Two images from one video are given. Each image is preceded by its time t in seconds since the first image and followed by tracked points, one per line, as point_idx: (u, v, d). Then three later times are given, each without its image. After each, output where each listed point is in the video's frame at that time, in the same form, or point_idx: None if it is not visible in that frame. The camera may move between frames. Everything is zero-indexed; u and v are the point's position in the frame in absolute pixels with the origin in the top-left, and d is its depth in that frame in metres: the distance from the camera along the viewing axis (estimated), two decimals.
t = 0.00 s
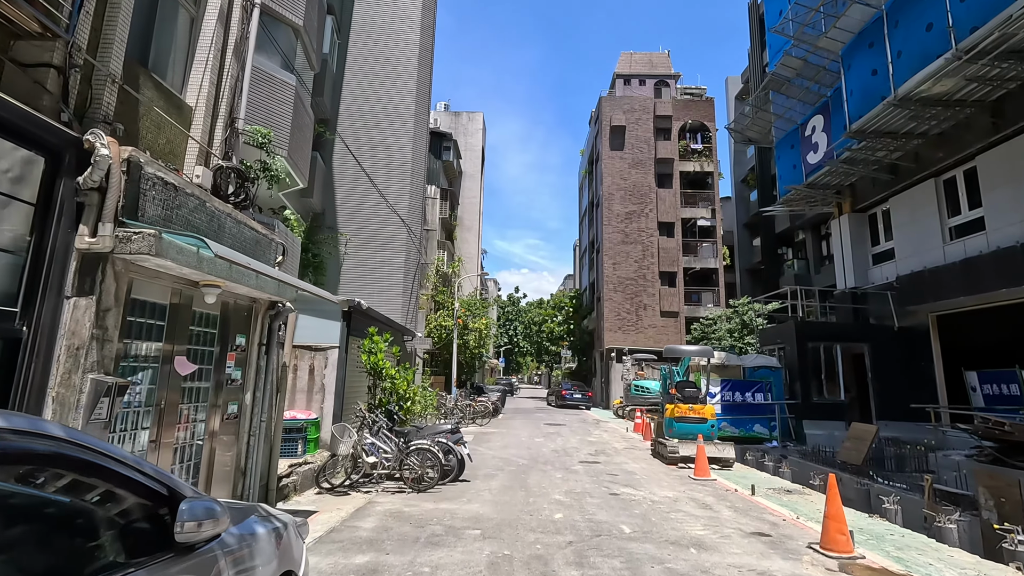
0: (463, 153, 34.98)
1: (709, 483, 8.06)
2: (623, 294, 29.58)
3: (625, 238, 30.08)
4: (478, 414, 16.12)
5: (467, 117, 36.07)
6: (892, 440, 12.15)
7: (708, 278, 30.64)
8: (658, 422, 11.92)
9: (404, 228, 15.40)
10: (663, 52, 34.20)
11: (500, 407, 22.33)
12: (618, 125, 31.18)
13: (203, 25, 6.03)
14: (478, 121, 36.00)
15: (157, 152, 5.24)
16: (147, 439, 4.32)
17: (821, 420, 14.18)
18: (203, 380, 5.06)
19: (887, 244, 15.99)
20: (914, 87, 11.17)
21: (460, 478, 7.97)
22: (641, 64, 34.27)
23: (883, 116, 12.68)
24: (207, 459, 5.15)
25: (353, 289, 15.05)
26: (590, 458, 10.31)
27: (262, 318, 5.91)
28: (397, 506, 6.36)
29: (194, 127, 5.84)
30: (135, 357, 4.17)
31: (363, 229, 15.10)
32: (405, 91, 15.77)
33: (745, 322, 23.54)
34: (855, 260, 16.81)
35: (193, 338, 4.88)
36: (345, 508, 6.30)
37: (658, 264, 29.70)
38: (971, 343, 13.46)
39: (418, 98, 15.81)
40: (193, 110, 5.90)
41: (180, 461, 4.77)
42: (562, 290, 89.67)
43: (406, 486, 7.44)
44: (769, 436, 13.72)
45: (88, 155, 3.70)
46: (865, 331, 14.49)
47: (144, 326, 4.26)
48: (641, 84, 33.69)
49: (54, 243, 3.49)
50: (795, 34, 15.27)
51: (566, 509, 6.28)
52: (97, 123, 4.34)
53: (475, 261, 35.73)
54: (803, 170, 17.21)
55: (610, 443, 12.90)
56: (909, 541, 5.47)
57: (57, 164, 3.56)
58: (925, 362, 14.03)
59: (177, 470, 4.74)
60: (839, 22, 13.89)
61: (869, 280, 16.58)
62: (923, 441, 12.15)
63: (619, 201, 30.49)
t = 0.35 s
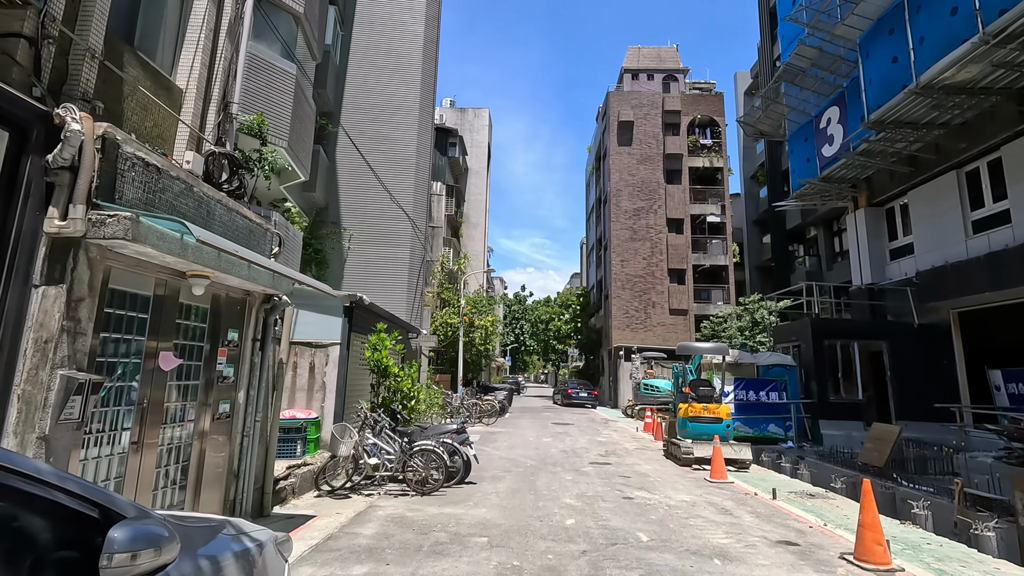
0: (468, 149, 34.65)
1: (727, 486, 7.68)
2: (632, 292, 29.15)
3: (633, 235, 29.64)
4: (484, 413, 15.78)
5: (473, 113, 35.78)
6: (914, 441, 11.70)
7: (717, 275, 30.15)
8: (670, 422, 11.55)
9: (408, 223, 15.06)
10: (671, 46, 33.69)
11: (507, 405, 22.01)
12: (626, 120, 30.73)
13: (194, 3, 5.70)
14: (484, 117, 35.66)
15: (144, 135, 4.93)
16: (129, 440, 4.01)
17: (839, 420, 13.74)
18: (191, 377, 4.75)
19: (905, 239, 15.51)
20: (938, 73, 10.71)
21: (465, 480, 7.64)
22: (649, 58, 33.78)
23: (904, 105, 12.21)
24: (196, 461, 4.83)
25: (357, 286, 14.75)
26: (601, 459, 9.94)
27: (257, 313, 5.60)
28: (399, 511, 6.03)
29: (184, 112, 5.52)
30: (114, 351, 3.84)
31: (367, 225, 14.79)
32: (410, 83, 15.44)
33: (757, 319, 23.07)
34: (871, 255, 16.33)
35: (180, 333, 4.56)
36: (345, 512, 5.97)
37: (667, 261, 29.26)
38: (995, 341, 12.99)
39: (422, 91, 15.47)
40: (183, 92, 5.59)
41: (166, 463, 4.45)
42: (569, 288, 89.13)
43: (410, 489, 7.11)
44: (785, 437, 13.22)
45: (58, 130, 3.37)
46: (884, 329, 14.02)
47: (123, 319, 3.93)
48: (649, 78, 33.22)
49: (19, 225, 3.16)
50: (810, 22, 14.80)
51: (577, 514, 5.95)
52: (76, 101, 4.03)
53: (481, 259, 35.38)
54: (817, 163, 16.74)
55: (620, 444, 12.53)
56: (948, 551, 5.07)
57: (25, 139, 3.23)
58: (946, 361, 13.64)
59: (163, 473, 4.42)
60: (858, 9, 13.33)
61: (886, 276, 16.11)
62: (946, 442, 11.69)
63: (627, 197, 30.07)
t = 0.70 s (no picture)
0: (470, 148, 34.36)
1: (740, 495, 7.30)
2: (635, 292, 28.79)
3: (637, 234, 29.29)
4: (486, 415, 15.47)
5: (475, 112, 35.51)
6: (931, 445, 11.29)
7: (722, 275, 29.74)
8: (677, 425, 11.18)
9: (407, 220, 14.70)
10: (675, 42, 33.32)
11: (509, 407, 21.67)
12: (629, 118, 30.38)
13: None
14: (486, 115, 35.38)
15: (119, 119, 4.58)
16: (94, 448, 3.65)
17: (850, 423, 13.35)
18: (167, 379, 4.39)
19: (917, 237, 15.10)
20: (956, 64, 10.33)
21: (464, 487, 7.29)
22: (653, 55, 33.43)
23: (919, 98, 11.83)
24: (173, 468, 4.46)
25: (355, 285, 14.38)
26: (606, 465, 9.58)
27: (241, 311, 5.24)
28: (395, 522, 5.66)
29: (165, 97, 5.17)
30: (76, 351, 3.48)
31: (366, 222, 14.44)
32: (410, 77, 15.08)
33: (763, 320, 22.66)
34: (882, 254, 15.93)
35: (153, 331, 4.20)
36: (336, 523, 5.60)
37: (671, 260, 28.89)
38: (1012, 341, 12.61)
39: (422, 86, 15.14)
40: (164, 74, 5.23)
41: (138, 473, 4.09)
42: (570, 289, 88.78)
43: (407, 497, 6.75)
44: (795, 440, 12.89)
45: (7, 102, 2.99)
46: (897, 329, 13.63)
47: (87, 315, 3.57)
48: (653, 76, 32.86)
49: None
50: (820, 15, 14.43)
51: (584, 526, 5.60)
52: (39, 76, 3.67)
53: (483, 258, 35.05)
54: (827, 160, 16.35)
55: (626, 447, 12.16)
56: (986, 570, 4.70)
57: None
58: (960, 362, 13.24)
59: (134, 483, 4.06)
60: (868, 1, 12.82)
61: (897, 275, 15.71)
62: (965, 446, 11.28)
63: (631, 196, 29.71)
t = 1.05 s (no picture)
0: (472, 149, 34.08)
1: (758, 503, 6.92)
2: (639, 294, 28.41)
3: (641, 235, 28.95)
4: (488, 419, 15.10)
5: (477, 112, 35.22)
6: (951, 451, 10.88)
7: (727, 277, 29.36)
8: (687, 430, 10.80)
9: (408, 218, 14.37)
10: (679, 43, 33.04)
11: (511, 411, 21.28)
12: (633, 119, 30.05)
13: None
14: (488, 116, 35.12)
15: (95, 98, 4.25)
16: (57, 454, 3.30)
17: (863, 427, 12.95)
18: (143, 379, 4.04)
19: (931, 237, 14.72)
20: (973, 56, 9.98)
21: (466, 494, 6.91)
22: (656, 55, 33.15)
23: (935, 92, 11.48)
24: (151, 476, 4.11)
25: (354, 285, 14.04)
26: (614, 471, 9.20)
27: (228, 306, 4.90)
28: (393, 533, 5.29)
29: (146, 77, 4.84)
30: (36, 346, 3.14)
31: (365, 220, 14.12)
32: (411, 74, 14.78)
33: (770, 322, 22.27)
34: (894, 254, 15.55)
35: (128, 325, 3.86)
36: (329, 534, 5.23)
37: (675, 262, 28.51)
38: None
39: (423, 82, 14.83)
40: (146, 54, 4.91)
41: (110, 480, 3.73)
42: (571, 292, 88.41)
43: (406, 506, 6.38)
44: (807, 445, 12.49)
45: None
46: (911, 331, 13.24)
47: (50, 306, 3.22)
48: (656, 76, 32.56)
49: None
50: (831, 9, 14.09)
51: (595, 537, 5.22)
52: None
53: (485, 260, 34.71)
54: (836, 158, 15.99)
55: (633, 452, 11.77)
56: None
57: None
58: (977, 364, 12.77)
59: (105, 492, 3.70)
60: None
61: (910, 275, 15.32)
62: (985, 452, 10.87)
63: (635, 197, 29.36)
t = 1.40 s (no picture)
0: (472, 151, 33.81)
1: (776, 518, 6.54)
2: (641, 298, 28.05)
3: (643, 238, 28.63)
4: (489, 426, 14.70)
5: (477, 115, 34.95)
6: (969, 460, 10.49)
7: (730, 280, 29.00)
8: (695, 438, 10.42)
9: (407, 219, 14.04)
10: (681, 45, 32.84)
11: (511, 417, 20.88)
12: (635, 121, 29.77)
13: None
14: (488, 118, 34.86)
15: (64, 81, 3.90)
16: (7, 473, 2.91)
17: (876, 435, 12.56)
18: (111, 388, 3.67)
19: (942, 239, 14.37)
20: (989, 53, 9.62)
21: (466, 509, 6.53)
22: (658, 58, 32.95)
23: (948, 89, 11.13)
24: (119, 494, 3.72)
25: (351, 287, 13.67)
26: (621, 481, 8.80)
27: (210, 308, 4.53)
28: (387, 553, 4.89)
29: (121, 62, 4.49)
30: None
31: (363, 222, 13.77)
32: (410, 72, 14.48)
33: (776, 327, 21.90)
34: (904, 257, 15.20)
35: (93, 328, 3.48)
36: (319, 554, 4.83)
37: (678, 265, 28.15)
38: None
39: (422, 79, 14.53)
40: (122, 36, 4.56)
41: (70, 501, 3.34)
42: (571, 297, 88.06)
43: (402, 521, 5.99)
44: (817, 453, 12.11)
45: None
46: (923, 336, 12.88)
47: None
48: (658, 78, 32.33)
49: None
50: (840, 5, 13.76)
51: (605, 558, 4.83)
52: None
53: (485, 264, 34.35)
54: (844, 159, 15.65)
55: (639, 461, 11.37)
56: None
57: None
58: (993, 370, 12.43)
59: (64, 514, 3.31)
60: None
61: (920, 278, 14.96)
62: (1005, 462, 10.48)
63: (637, 200, 29.04)
